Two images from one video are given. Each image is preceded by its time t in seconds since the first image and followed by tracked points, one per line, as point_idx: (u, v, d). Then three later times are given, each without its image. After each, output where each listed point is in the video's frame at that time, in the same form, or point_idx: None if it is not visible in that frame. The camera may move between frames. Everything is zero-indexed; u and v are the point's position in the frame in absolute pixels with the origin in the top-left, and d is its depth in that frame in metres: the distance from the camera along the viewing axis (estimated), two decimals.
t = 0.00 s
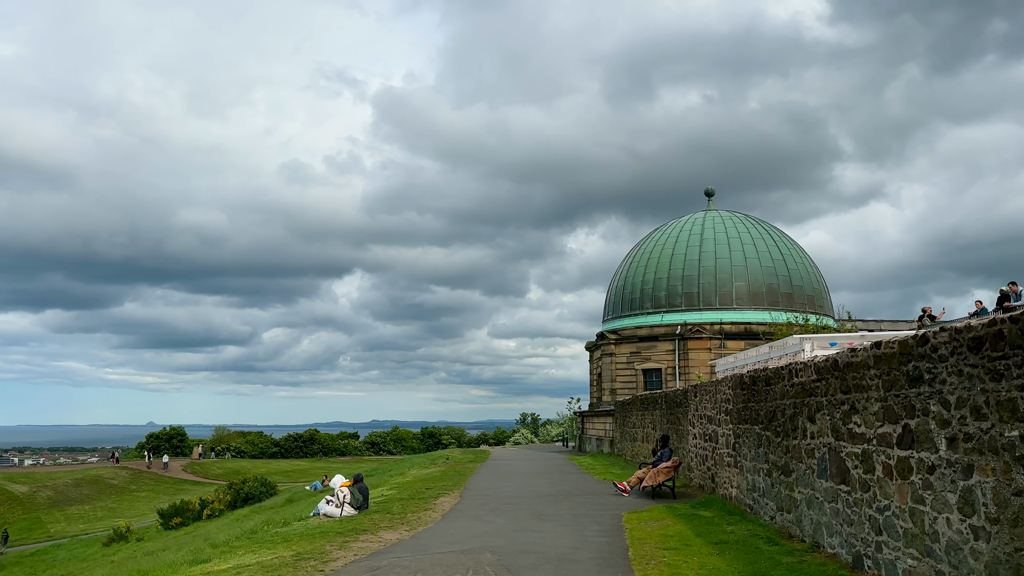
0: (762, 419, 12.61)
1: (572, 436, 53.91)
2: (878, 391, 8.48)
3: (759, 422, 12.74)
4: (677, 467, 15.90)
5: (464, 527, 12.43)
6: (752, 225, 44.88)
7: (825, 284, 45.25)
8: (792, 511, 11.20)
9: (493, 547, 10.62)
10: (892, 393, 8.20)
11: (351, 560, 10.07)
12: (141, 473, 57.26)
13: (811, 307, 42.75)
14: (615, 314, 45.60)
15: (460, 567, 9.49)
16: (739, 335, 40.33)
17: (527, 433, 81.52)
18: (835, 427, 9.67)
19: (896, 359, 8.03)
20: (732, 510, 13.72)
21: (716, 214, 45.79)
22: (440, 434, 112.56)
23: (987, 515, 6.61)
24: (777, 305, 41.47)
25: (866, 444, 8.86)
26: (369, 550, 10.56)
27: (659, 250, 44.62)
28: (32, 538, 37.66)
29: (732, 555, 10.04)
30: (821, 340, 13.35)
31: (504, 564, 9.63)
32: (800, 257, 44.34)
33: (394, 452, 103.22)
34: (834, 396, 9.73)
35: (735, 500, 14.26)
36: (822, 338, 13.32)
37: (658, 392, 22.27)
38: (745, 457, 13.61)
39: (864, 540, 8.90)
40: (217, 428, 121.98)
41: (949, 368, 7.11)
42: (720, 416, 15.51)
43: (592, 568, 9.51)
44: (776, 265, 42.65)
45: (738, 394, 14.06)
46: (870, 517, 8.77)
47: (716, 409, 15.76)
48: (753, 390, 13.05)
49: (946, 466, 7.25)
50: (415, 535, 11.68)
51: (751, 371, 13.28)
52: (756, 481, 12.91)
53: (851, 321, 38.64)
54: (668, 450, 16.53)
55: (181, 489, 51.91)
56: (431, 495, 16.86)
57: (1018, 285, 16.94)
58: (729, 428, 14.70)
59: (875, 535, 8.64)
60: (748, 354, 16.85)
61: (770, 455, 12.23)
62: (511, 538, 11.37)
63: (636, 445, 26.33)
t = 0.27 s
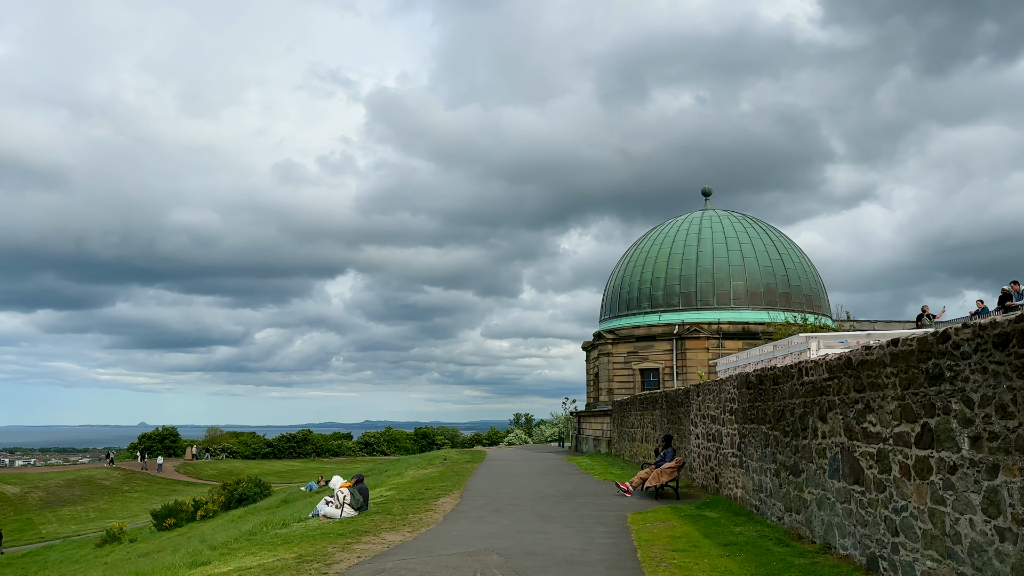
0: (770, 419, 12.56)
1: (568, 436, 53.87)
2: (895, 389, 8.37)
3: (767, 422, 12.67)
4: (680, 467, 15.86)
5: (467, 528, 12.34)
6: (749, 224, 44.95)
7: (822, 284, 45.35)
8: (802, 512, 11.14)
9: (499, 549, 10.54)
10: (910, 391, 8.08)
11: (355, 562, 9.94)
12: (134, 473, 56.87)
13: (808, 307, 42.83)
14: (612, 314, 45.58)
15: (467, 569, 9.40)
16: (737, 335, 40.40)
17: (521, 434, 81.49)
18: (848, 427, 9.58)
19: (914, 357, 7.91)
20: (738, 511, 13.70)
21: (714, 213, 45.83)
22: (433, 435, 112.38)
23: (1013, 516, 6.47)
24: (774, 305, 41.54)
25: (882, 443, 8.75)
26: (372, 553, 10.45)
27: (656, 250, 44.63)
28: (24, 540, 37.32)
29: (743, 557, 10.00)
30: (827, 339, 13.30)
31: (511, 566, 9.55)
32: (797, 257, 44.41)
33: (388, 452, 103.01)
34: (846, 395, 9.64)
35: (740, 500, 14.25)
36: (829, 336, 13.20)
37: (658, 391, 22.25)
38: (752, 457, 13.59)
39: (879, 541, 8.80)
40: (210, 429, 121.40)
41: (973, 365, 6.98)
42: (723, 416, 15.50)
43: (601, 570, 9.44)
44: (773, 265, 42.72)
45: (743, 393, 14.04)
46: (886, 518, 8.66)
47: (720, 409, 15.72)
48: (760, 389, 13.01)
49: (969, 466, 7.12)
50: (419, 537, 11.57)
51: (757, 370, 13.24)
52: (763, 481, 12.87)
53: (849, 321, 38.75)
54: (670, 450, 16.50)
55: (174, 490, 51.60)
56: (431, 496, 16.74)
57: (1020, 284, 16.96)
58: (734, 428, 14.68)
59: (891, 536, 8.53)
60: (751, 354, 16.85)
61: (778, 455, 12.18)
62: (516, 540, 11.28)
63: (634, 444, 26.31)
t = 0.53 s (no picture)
0: (781, 421, 12.42)
1: (566, 437, 53.82)
2: (916, 390, 8.15)
3: (779, 424, 12.53)
4: (687, 470, 15.79)
5: (474, 532, 12.27)
6: (749, 224, 44.96)
7: (822, 284, 45.39)
8: (815, 515, 11.01)
9: (508, 554, 10.45)
10: (932, 393, 7.83)
11: (361, 568, 9.83)
12: (129, 474, 56.61)
13: (808, 307, 42.85)
14: (611, 314, 45.55)
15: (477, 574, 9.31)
16: (738, 335, 40.41)
17: (518, 434, 81.48)
18: (865, 429, 9.38)
19: (937, 358, 7.68)
20: (748, 514, 13.62)
21: (713, 213, 45.83)
22: (430, 435, 112.27)
23: None
24: (775, 305, 41.56)
25: (901, 446, 8.53)
26: (378, 558, 10.34)
27: (656, 250, 44.61)
28: (19, 541, 37.08)
29: (758, 562, 9.89)
30: (837, 339, 13.18)
31: (520, 572, 9.46)
32: (797, 257, 44.43)
33: (384, 453, 102.89)
34: (862, 396, 9.47)
35: (748, 503, 14.19)
36: (838, 336, 13.11)
37: (661, 392, 22.22)
38: (762, 459, 13.51)
39: (898, 546, 8.58)
40: (205, 429, 121.07)
41: (1001, 366, 6.73)
42: (731, 417, 15.44)
43: None
44: (773, 265, 42.74)
45: (752, 395, 13.96)
46: (906, 523, 8.42)
47: (727, 410, 15.67)
48: (771, 390, 12.92)
49: (997, 470, 6.86)
50: (424, 540, 11.48)
51: (767, 372, 13.17)
52: (774, 484, 12.76)
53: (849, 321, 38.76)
54: (676, 452, 16.44)
55: (170, 491, 51.39)
56: (434, 499, 16.64)
57: None
58: (742, 430, 14.63)
59: (911, 541, 8.30)
60: (756, 354, 16.81)
61: (789, 458, 12.06)
62: (524, 544, 11.19)
63: (636, 446, 26.28)
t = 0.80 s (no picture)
0: (794, 420, 12.36)
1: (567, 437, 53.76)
2: (939, 389, 8.03)
3: (792, 423, 12.47)
4: (695, 470, 15.74)
5: (482, 532, 12.21)
6: (751, 224, 44.92)
7: (824, 284, 45.35)
8: (830, 515, 10.95)
9: (519, 555, 10.39)
10: (957, 391, 7.69)
11: (370, 569, 9.75)
12: (127, 475, 56.44)
13: (811, 306, 42.83)
14: (613, 314, 45.51)
15: None
16: (740, 335, 40.37)
17: (517, 434, 81.35)
18: (883, 428, 9.29)
19: (961, 355, 7.54)
20: (758, 514, 13.59)
21: (715, 212, 45.78)
22: (428, 436, 112.10)
23: None
24: (778, 304, 41.52)
25: (922, 445, 8.42)
26: (388, 559, 10.26)
27: (657, 249, 44.57)
28: (16, 542, 36.94)
29: (774, 564, 9.84)
30: (847, 337, 13.09)
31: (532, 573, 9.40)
32: (799, 256, 44.41)
33: (382, 453, 102.76)
34: (880, 394, 9.39)
35: (758, 503, 14.16)
36: (848, 335, 12.98)
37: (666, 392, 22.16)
38: (773, 459, 13.48)
39: (919, 547, 8.46)
40: (203, 430, 120.90)
41: None
42: (740, 417, 15.41)
43: None
44: (776, 264, 42.71)
45: (763, 394, 13.93)
46: (928, 524, 8.30)
47: (736, 410, 15.63)
48: (782, 389, 12.89)
49: None
50: (433, 541, 11.41)
51: (778, 371, 13.13)
52: (786, 484, 12.72)
53: (852, 321, 38.74)
54: (684, 452, 16.39)
55: (168, 491, 51.26)
56: (438, 499, 16.56)
57: None
58: (752, 429, 14.62)
59: (933, 543, 8.19)
60: (763, 354, 16.57)
61: (803, 457, 12.01)
62: (535, 545, 11.13)
63: (639, 446, 26.24)
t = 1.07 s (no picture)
0: (809, 421, 12.31)
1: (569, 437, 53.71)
2: (964, 389, 7.90)
3: (807, 424, 12.41)
4: (705, 471, 15.69)
5: (494, 536, 12.13)
6: (755, 223, 44.87)
7: (828, 283, 45.28)
8: (847, 518, 10.91)
9: (534, 558, 10.33)
10: (984, 391, 7.54)
11: (382, 573, 9.68)
12: (127, 475, 56.38)
13: (815, 306, 42.78)
14: (616, 314, 45.47)
15: None
16: (745, 335, 40.29)
17: (518, 435, 81.29)
18: (904, 429, 9.20)
19: (988, 355, 7.41)
20: (772, 516, 13.56)
21: (719, 212, 45.73)
22: (428, 436, 112.11)
23: None
24: (782, 304, 41.47)
25: (947, 447, 8.31)
26: (399, 563, 10.19)
27: (661, 249, 44.53)
28: (17, 543, 36.88)
29: (793, 568, 9.78)
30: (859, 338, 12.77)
31: None
32: (804, 256, 44.35)
33: (382, 453, 102.74)
34: (901, 395, 9.31)
35: (771, 505, 14.14)
36: (862, 334, 12.72)
37: (674, 392, 22.11)
38: (786, 461, 13.45)
39: (942, 552, 8.36)
40: (203, 430, 120.89)
41: None
42: (752, 418, 15.37)
43: None
44: (780, 264, 42.66)
45: (776, 394, 13.89)
46: (952, 527, 8.19)
47: (748, 410, 15.59)
48: (796, 390, 12.85)
49: None
50: (444, 545, 11.35)
51: (792, 371, 13.10)
52: (800, 485, 12.69)
53: (857, 321, 38.67)
54: (694, 453, 16.32)
55: (168, 492, 51.20)
56: (445, 501, 16.48)
57: None
58: (764, 430, 14.60)
59: (958, 547, 8.08)
60: (773, 355, 16.19)
61: (818, 459, 11.96)
62: (548, 548, 11.07)
63: (645, 447, 26.20)
